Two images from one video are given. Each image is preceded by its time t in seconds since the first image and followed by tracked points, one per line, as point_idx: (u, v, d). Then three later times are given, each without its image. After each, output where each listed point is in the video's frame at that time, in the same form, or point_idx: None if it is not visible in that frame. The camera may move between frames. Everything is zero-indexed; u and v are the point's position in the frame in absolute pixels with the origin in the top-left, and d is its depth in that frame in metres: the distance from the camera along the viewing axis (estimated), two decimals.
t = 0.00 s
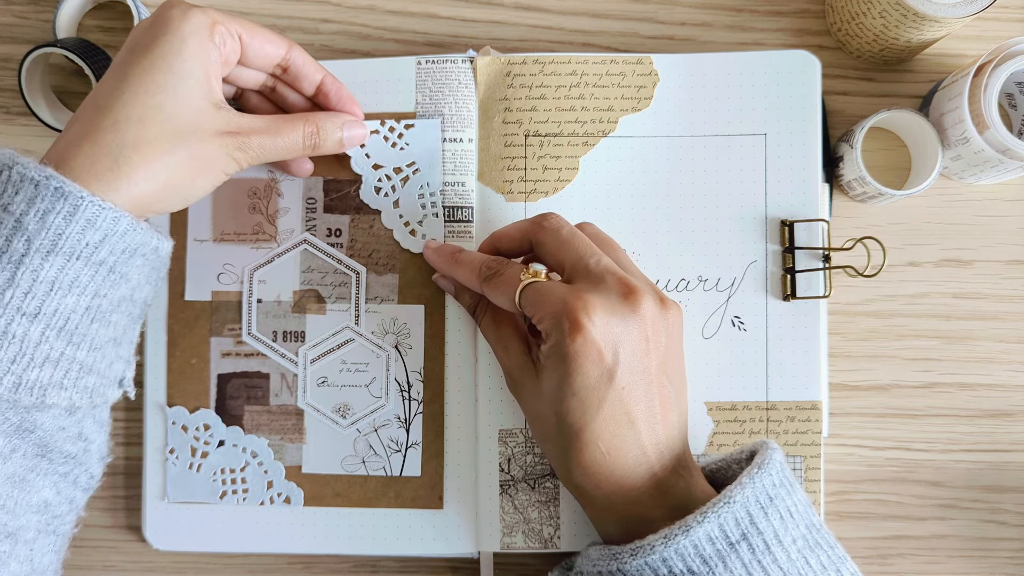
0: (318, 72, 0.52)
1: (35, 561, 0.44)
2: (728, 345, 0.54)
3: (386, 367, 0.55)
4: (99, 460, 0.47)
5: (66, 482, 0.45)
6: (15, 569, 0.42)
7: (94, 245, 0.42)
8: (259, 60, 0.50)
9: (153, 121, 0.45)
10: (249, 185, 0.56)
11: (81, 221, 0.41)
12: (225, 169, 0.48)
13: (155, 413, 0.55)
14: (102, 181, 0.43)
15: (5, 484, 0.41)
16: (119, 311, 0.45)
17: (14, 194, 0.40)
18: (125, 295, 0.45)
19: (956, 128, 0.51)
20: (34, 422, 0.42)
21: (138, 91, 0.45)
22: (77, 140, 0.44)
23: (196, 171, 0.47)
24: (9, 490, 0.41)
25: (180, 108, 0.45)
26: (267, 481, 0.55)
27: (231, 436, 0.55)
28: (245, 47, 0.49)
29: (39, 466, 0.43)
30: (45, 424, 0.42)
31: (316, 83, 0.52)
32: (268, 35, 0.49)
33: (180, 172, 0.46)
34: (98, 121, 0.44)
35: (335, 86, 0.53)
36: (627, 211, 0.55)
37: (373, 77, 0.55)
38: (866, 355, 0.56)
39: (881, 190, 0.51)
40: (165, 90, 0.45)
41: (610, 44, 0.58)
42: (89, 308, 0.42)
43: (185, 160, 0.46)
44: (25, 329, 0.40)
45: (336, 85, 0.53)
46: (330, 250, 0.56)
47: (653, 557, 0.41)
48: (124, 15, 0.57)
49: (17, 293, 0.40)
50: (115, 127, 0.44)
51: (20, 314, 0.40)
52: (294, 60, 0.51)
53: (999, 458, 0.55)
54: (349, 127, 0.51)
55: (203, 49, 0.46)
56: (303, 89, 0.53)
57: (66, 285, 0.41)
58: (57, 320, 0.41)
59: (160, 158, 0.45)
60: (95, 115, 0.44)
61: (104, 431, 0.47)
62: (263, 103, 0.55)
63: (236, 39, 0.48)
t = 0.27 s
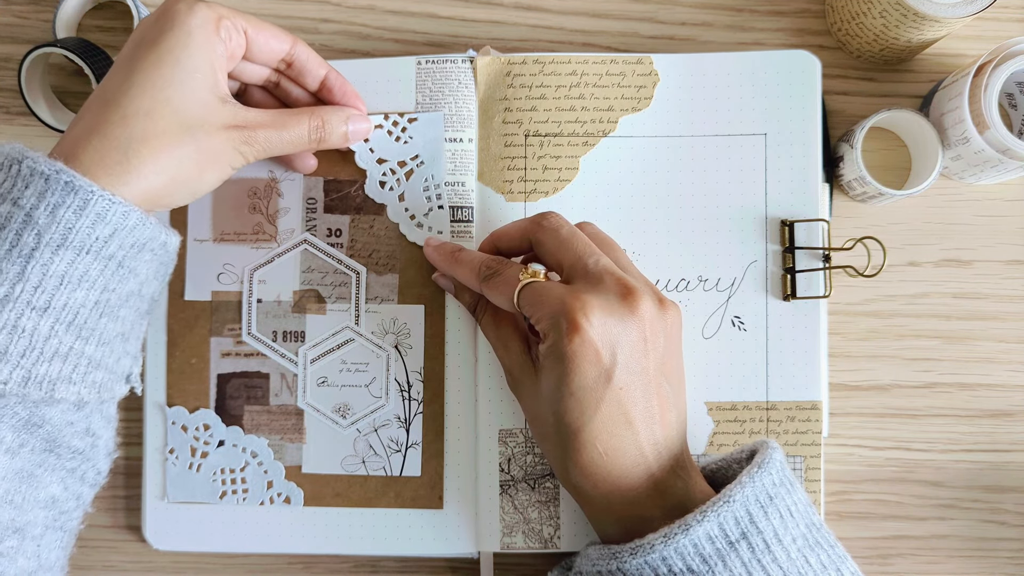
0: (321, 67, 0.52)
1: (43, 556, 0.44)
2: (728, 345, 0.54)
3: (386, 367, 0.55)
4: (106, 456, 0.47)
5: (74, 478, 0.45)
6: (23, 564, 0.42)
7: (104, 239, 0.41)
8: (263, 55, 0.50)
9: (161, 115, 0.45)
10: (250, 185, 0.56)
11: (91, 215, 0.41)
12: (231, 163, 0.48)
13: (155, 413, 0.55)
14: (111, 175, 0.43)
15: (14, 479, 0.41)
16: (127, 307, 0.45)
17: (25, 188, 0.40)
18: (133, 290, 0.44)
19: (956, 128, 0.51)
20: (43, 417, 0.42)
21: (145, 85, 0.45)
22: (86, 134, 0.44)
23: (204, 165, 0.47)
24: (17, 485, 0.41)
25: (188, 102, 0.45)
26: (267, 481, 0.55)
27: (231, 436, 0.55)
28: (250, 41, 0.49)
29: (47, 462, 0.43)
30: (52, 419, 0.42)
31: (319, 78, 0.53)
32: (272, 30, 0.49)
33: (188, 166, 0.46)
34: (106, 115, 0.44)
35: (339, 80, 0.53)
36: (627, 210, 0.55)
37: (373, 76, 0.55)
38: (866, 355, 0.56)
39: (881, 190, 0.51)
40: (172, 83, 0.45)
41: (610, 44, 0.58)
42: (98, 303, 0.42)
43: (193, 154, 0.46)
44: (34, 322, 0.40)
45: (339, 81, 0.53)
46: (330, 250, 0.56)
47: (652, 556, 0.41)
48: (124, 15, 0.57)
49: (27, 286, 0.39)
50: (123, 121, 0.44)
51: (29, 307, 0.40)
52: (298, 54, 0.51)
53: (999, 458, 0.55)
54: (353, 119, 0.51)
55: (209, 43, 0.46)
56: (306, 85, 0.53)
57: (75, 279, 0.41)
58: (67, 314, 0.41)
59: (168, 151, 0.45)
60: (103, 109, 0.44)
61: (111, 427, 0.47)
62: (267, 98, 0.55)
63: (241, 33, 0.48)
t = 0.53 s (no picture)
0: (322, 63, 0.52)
1: (46, 550, 0.44)
2: (727, 345, 0.54)
3: (386, 367, 0.55)
4: (109, 450, 0.47)
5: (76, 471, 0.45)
6: (26, 559, 0.42)
7: (106, 233, 0.42)
8: (264, 51, 0.50)
9: (164, 109, 0.45)
10: (250, 185, 0.56)
11: (93, 208, 0.41)
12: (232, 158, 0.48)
13: (155, 413, 0.55)
14: (114, 168, 0.43)
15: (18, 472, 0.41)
16: (130, 299, 0.45)
17: (28, 181, 0.40)
18: (136, 283, 0.45)
19: (956, 128, 0.51)
20: (46, 410, 0.42)
21: (148, 79, 0.45)
22: (90, 127, 0.44)
23: (205, 159, 0.46)
24: (20, 479, 0.41)
25: (190, 97, 0.45)
26: (267, 481, 0.55)
27: (231, 436, 0.55)
28: (252, 37, 0.49)
29: (50, 456, 0.43)
30: (56, 412, 0.42)
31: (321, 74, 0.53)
32: (274, 27, 0.49)
33: (189, 160, 0.46)
34: (109, 108, 0.44)
35: (339, 78, 0.53)
36: (626, 211, 0.55)
37: (373, 76, 0.55)
38: (866, 355, 0.56)
39: (881, 190, 0.51)
40: (175, 78, 0.45)
41: (610, 44, 0.58)
42: (100, 296, 0.42)
43: (195, 149, 0.46)
44: (38, 315, 0.40)
45: (340, 78, 0.53)
46: (330, 250, 0.56)
47: (652, 555, 0.41)
48: (124, 15, 0.57)
49: (31, 279, 0.40)
50: (126, 115, 0.44)
51: (33, 300, 0.40)
52: (300, 51, 0.51)
53: (999, 458, 0.55)
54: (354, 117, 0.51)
55: (212, 38, 0.46)
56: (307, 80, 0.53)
57: (78, 273, 0.41)
58: (70, 307, 0.41)
59: (170, 146, 0.45)
60: (106, 102, 0.44)
61: (114, 421, 0.47)
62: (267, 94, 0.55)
63: (243, 29, 0.48)
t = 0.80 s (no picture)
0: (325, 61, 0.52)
1: (50, 548, 0.44)
2: (728, 345, 0.54)
3: (386, 367, 0.55)
4: (113, 449, 0.47)
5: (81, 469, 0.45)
6: (31, 557, 0.42)
7: (115, 231, 0.41)
8: (268, 49, 0.50)
9: (169, 107, 0.44)
10: (250, 185, 0.56)
11: (102, 207, 0.41)
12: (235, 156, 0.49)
13: (155, 412, 0.55)
14: (121, 167, 0.43)
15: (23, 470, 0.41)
16: (136, 298, 0.45)
17: (36, 178, 0.40)
18: (141, 282, 0.45)
19: (956, 128, 0.51)
20: (51, 408, 0.42)
21: (155, 76, 0.44)
22: (95, 124, 0.44)
23: (210, 158, 0.47)
24: (25, 477, 0.41)
25: (196, 95, 0.45)
26: (267, 481, 0.55)
27: (231, 436, 0.55)
28: (257, 34, 0.49)
29: (55, 454, 0.43)
30: (61, 411, 0.42)
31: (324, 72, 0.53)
32: (279, 24, 0.49)
33: (195, 159, 0.46)
34: (116, 105, 0.44)
35: (342, 77, 0.53)
36: (626, 210, 0.55)
37: (373, 76, 0.55)
38: (865, 355, 0.56)
39: (881, 190, 0.51)
40: (181, 75, 0.45)
41: (610, 44, 0.58)
42: (107, 294, 0.42)
43: (201, 148, 0.46)
44: (45, 314, 0.40)
45: (343, 77, 0.53)
46: (330, 250, 0.56)
47: (650, 555, 0.41)
48: (124, 15, 0.57)
49: (39, 278, 0.39)
50: (133, 112, 0.44)
51: (40, 299, 0.40)
52: (304, 50, 0.51)
53: (999, 458, 0.55)
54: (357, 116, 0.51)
55: (218, 36, 0.46)
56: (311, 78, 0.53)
57: (86, 271, 0.41)
58: (77, 305, 0.41)
59: (176, 145, 0.45)
60: (112, 99, 0.44)
61: (117, 419, 0.47)
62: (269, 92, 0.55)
63: (248, 26, 0.48)
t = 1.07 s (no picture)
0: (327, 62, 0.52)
1: (51, 547, 0.44)
2: (728, 345, 0.54)
3: (386, 367, 0.55)
4: (115, 447, 0.47)
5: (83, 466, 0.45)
6: (32, 555, 0.42)
7: (118, 230, 0.41)
8: (270, 48, 0.50)
9: (171, 106, 0.44)
10: (250, 185, 0.56)
11: (105, 206, 0.40)
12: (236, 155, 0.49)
13: (155, 412, 0.55)
14: (124, 165, 0.43)
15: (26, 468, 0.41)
16: (138, 297, 0.45)
17: (39, 177, 0.39)
18: (144, 281, 0.45)
19: (956, 128, 0.51)
20: (54, 407, 0.42)
21: (158, 75, 0.44)
22: (97, 122, 0.44)
23: (211, 156, 0.47)
24: (27, 476, 0.41)
25: (198, 94, 0.45)
26: (267, 481, 0.55)
27: (231, 436, 0.55)
28: (259, 34, 0.49)
29: (56, 452, 0.43)
30: (63, 409, 0.42)
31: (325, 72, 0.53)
32: (281, 24, 0.49)
33: (196, 158, 0.46)
34: (118, 103, 0.44)
35: (344, 77, 0.53)
36: (626, 210, 0.55)
37: (373, 76, 0.55)
38: (865, 355, 0.56)
39: (881, 190, 0.51)
40: (183, 74, 0.45)
41: (610, 44, 0.58)
42: (110, 292, 0.42)
43: (202, 146, 0.46)
44: (48, 313, 0.40)
45: (344, 77, 0.53)
46: (330, 250, 0.56)
47: (648, 555, 0.41)
48: (124, 15, 0.57)
49: (42, 277, 0.39)
50: (135, 111, 0.44)
51: (43, 297, 0.39)
52: (305, 50, 0.51)
53: (999, 458, 0.55)
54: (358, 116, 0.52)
55: (220, 35, 0.46)
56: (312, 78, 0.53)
57: (89, 270, 0.41)
58: (80, 304, 0.41)
59: (178, 143, 0.45)
60: (114, 97, 0.44)
61: (119, 418, 0.47)
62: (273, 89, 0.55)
63: (250, 26, 0.48)
